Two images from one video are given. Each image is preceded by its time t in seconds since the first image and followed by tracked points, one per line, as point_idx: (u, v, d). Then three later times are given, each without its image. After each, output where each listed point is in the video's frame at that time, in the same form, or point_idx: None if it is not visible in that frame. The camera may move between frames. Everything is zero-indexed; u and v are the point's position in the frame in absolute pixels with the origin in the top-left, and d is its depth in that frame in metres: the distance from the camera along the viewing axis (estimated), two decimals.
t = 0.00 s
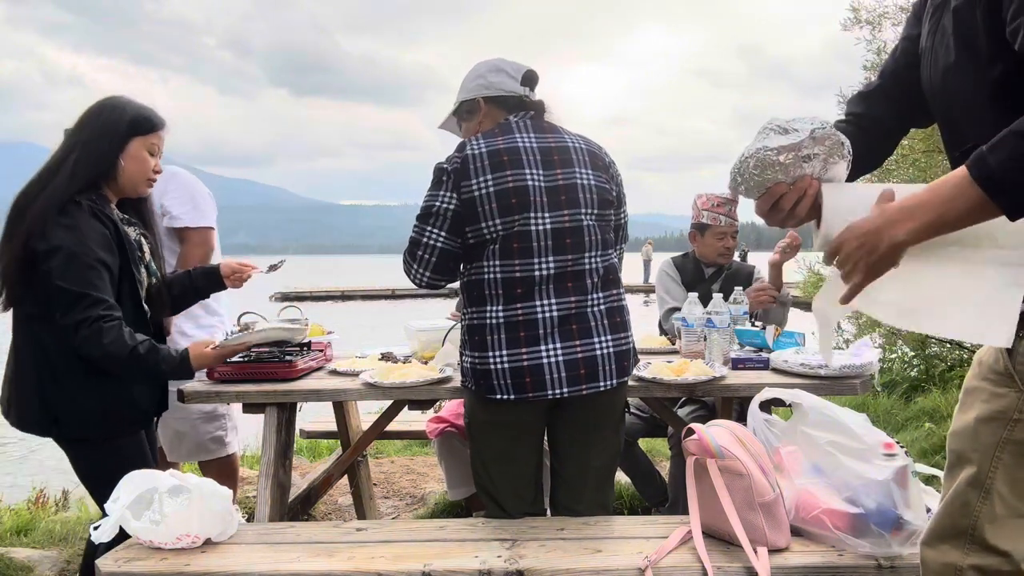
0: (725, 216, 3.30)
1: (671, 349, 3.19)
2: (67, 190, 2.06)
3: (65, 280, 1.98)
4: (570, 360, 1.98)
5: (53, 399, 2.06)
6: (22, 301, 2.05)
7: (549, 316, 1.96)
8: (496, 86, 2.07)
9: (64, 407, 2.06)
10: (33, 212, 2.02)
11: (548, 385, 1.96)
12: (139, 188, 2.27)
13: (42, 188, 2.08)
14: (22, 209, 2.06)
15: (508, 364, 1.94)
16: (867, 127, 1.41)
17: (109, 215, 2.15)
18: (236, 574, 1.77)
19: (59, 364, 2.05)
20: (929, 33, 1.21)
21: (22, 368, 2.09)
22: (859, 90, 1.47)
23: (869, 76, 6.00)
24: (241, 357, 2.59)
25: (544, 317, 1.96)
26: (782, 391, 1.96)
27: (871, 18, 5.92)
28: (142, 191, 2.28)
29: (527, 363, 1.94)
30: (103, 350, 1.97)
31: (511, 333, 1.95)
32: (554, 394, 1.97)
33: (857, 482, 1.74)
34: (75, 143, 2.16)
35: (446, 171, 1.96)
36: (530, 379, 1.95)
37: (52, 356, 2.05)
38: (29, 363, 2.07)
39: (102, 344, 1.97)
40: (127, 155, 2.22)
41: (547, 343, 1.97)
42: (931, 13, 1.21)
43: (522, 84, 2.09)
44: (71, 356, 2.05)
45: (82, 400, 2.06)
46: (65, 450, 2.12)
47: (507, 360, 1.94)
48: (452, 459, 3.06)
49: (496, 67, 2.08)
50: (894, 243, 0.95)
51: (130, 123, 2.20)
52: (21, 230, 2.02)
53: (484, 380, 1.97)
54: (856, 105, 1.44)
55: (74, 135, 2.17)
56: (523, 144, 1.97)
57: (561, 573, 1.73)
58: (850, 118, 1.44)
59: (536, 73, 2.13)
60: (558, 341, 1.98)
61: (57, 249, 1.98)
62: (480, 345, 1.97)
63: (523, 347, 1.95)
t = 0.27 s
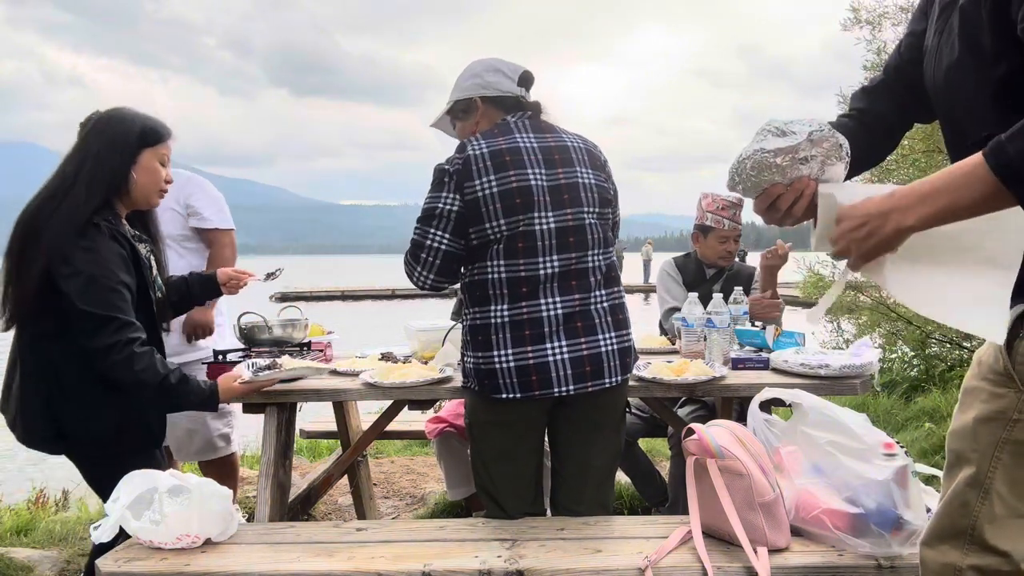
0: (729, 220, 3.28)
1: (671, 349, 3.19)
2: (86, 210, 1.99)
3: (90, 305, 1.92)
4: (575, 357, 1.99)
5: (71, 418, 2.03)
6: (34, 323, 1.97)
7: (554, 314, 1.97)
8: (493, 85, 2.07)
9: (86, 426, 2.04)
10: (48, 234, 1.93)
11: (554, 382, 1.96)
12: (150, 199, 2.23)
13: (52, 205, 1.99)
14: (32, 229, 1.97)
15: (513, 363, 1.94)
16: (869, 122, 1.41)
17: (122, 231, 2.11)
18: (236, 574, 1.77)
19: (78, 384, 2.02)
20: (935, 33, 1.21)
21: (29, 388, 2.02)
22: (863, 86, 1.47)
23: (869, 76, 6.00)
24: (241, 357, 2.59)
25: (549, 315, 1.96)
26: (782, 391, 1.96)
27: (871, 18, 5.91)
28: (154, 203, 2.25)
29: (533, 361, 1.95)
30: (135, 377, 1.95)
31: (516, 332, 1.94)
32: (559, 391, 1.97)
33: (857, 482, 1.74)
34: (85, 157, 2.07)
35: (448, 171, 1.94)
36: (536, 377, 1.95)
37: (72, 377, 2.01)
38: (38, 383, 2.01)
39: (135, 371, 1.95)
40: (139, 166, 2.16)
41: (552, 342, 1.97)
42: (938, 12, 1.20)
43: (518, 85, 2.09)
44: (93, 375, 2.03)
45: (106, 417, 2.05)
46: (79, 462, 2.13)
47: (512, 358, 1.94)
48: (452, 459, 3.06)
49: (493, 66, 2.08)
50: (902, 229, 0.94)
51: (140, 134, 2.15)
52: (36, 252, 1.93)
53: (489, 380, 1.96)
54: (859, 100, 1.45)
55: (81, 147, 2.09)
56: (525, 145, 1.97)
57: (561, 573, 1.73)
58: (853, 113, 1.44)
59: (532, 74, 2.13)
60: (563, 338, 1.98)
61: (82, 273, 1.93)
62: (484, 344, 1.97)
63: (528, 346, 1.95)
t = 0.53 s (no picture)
0: (734, 225, 3.24)
1: (671, 349, 3.18)
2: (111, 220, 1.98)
3: (116, 315, 1.93)
4: (577, 351, 1.99)
5: (86, 424, 2.03)
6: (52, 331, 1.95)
7: (554, 310, 1.97)
8: (477, 88, 2.06)
9: (101, 432, 2.04)
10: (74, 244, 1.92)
11: (557, 377, 1.96)
12: (165, 206, 2.21)
13: (74, 213, 1.97)
14: (52, 237, 1.95)
15: (515, 360, 1.94)
16: (873, 120, 1.41)
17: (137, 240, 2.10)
18: (236, 574, 1.77)
19: (97, 390, 2.03)
20: (939, 31, 1.20)
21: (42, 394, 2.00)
22: (868, 82, 1.47)
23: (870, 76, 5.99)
24: (241, 357, 2.59)
25: (550, 312, 1.96)
26: (782, 391, 1.96)
27: (871, 18, 5.91)
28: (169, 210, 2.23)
29: (535, 357, 1.94)
30: (160, 387, 1.97)
31: (517, 330, 1.94)
32: (563, 384, 1.97)
33: (857, 482, 1.74)
34: (103, 164, 2.04)
35: (439, 179, 1.94)
36: (539, 373, 1.95)
37: (91, 383, 2.02)
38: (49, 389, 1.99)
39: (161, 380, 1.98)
40: (154, 173, 2.14)
41: (553, 337, 1.97)
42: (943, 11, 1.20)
43: (502, 85, 2.08)
44: (113, 381, 2.04)
45: (123, 424, 2.06)
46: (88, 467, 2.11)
47: (515, 356, 1.94)
48: (452, 458, 3.06)
49: (475, 69, 2.07)
50: (927, 181, 0.94)
51: (157, 141, 2.13)
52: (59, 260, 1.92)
53: (490, 379, 1.96)
54: (863, 100, 1.45)
55: (98, 153, 2.06)
56: (516, 145, 1.97)
57: (561, 573, 1.73)
58: (856, 113, 1.44)
59: (515, 73, 2.13)
60: (565, 333, 1.98)
61: (109, 283, 1.94)
62: (485, 345, 1.96)
63: (530, 342, 1.94)
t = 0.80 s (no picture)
0: (737, 227, 3.23)
1: (671, 349, 3.18)
2: (127, 218, 1.98)
3: (133, 312, 1.94)
4: (575, 346, 1.99)
5: (94, 423, 2.01)
6: (65, 329, 1.94)
7: (550, 306, 1.97)
8: (451, 96, 2.06)
9: (110, 430, 2.03)
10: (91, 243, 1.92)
11: (556, 372, 1.96)
12: (174, 205, 2.20)
13: (88, 211, 1.96)
14: (67, 234, 1.94)
15: (513, 358, 1.94)
16: (878, 120, 1.41)
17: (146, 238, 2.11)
18: (236, 574, 1.77)
19: (108, 387, 2.02)
20: (941, 27, 1.21)
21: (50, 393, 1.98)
22: (873, 83, 1.48)
23: (871, 76, 5.99)
24: (241, 357, 2.59)
25: (546, 308, 1.96)
26: (782, 391, 1.96)
27: (871, 18, 5.91)
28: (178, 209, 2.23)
29: (533, 353, 1.94)
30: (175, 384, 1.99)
31: (514, 328, 1.94)
32: (562, 379, 1.97)
33: (857, 482, 1.74)
34: (116, 162, 2.03)
35: (426, 184, 1.93)
36: (538, 368, 1.94)
37: (102, 380, 2.01)
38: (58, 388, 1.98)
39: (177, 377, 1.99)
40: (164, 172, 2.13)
41: (550, 332, 1.96)
42: (945, 8, 1.20)
43: (477, 88, 2.07)
44: (124, 379, 2.04)
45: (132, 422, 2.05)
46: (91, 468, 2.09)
47: (513, 353, 1.94)
48: (452, 458, 3.06)
49: (449, 77, 2.06)
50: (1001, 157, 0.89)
51: (166, 141, 2.13)
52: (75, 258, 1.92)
53: (489, 378, 1.96)
54: (870, 100, 1.45)
55: (109, 153, 2.05)
56: (503, 147, 1.97)
57: (561, 573, 1.73)
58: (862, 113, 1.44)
59: (488, 72, 2.10)
60: (562, 329, 1.98)
61: (125, 281, 1.94)
62: (483, 343, 1.96)
63: (527, 339, 1.94)
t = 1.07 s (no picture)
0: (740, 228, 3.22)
1: (671, 349, 3.18)
2: (133, 215, 1.98)
3: (141, 310, 1.95)
4: (568, 345, 1.98)
5: (100, 420, 2.01)
6: (71, 327, 1.94)
7: (543, 305, 1.96)
8: (448, 99, 2.06)
9: (117, 428, 2.03)
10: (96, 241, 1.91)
11: (548, 371, 1.96)
12: (178, 203, 2.19)
13: (95, 209, 1.95)
14: (73, 232, 1.93)
15: (505, 357, 1.94)
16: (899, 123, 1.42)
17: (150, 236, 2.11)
18: (236, 574, 1.77)
19: (114, 385, 2.02)
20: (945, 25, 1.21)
21: (56, 391, 1.98)
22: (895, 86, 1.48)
23: (871, 76, 5.98)
24: (241, 357, 2.59)
25: (538, 307, 1.96)
26: (782, 391, 1.97)
27: (871, 18, 5.92)
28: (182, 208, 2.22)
29: (525, 352, 1.94)
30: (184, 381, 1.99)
31: (505, 327, 1.94)
32: (554, 377, 1.97)
33: (857, 482, 1.74)
34: (121, 160, 2.02)
35: (421, 186, 1.93)
36: (529, 367, 1.94)
37: (108, 379, 2.01)
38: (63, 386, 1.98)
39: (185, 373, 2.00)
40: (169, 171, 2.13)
41: (543, 331, 1.96)
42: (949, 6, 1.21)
43: (473, 90, 2.07)
44: (130, 377, 2.04)
45: (139, 419, 2.06)
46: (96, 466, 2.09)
47: (504, 352, 1.94)
48: (452, 458, 3.06)
49: (445, 80, 2.07)
50: None
51: (171, 140, 2.12)
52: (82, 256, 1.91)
53: (482, 376, 1.97)
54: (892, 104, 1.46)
55: (114, 151, 2.04)
56: (494, 147, 1.97)
57: (561, 573, 1.73)
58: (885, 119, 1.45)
59: (484, 74, 2.10)
60: (554, 328, 1.97)
61: (133, 279, 1.94)
62: (475, 342, 1.97)
63: (519, 338, 1.94)
